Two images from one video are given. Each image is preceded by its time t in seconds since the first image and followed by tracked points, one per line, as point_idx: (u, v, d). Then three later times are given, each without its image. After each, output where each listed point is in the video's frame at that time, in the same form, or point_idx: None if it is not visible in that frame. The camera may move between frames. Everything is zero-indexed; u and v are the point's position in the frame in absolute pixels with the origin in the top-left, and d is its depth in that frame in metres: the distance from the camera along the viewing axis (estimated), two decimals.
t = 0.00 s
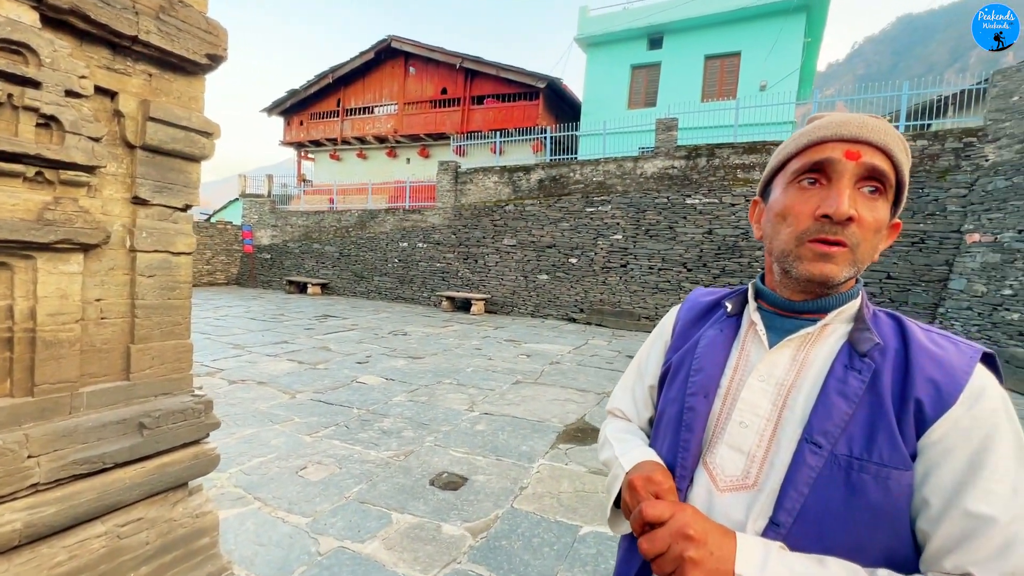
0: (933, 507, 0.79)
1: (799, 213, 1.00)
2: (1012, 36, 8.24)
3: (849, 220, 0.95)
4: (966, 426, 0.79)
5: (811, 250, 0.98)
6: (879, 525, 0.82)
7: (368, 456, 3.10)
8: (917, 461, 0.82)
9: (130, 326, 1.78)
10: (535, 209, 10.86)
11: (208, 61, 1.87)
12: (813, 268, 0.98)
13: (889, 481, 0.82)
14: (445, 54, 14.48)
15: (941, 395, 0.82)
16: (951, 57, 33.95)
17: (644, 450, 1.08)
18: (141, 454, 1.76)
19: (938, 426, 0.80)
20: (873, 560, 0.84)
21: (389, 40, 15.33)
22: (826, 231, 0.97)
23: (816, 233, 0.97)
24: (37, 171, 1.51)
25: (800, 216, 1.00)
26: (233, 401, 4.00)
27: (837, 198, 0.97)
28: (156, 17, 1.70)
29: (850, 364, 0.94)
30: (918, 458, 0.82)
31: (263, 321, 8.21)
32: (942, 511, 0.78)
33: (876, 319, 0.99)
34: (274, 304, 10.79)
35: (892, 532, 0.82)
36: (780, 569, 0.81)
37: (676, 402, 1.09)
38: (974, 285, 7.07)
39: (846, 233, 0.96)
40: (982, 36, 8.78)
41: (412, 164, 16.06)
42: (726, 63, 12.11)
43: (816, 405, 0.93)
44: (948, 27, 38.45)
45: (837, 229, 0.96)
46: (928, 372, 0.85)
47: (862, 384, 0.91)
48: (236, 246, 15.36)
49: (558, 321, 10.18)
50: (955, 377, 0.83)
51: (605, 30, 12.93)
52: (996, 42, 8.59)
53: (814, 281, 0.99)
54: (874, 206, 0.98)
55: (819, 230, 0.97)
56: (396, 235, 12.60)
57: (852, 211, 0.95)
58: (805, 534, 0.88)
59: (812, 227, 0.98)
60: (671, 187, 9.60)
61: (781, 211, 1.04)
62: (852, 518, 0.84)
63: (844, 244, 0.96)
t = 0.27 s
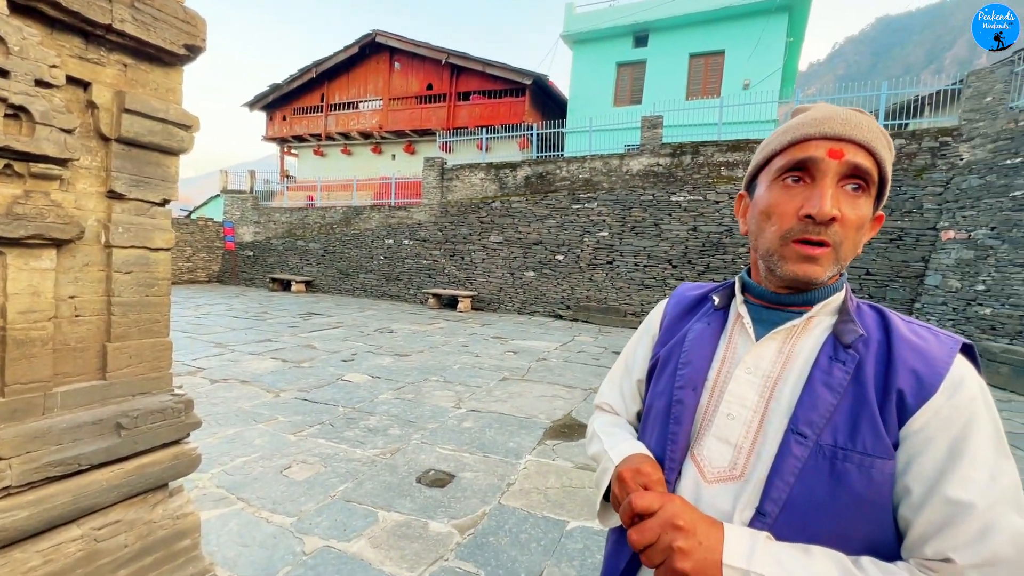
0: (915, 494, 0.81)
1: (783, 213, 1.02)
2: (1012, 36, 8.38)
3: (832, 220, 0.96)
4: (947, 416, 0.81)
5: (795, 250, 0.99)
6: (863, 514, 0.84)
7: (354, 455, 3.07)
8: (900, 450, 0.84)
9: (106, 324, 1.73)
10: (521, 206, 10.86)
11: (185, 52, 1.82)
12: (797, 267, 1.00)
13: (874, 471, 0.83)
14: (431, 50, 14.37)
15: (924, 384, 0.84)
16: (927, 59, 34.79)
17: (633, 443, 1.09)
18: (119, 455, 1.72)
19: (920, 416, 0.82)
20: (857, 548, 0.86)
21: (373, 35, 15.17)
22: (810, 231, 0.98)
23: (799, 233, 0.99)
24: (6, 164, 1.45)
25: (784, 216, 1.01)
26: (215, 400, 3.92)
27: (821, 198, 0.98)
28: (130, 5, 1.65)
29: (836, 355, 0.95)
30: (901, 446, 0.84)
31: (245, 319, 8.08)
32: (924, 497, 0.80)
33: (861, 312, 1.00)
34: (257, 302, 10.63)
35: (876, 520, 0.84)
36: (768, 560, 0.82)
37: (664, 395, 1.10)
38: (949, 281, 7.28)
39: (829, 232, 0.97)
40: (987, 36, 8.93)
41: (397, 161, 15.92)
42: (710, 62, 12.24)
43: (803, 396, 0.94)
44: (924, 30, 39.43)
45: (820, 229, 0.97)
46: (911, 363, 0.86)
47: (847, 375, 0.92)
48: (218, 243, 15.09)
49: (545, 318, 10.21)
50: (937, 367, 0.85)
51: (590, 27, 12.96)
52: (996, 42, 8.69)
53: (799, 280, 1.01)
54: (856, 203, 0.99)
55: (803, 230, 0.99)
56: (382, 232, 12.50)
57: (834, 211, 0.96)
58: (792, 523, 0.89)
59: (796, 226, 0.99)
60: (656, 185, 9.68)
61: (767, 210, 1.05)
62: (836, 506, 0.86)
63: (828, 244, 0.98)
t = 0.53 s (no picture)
0: (884, 487, 0.83)
1: (763, 211, 1.03)
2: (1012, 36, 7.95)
3: (809, 219, 0.98)
4: (917, 412, 0.83)
5: (773, 248, 1.01)
6: (836, 507, 0.86)
7: (336, 456, 3.03)
8: (873, 445, 0.85)
9: (76, 325, 1.68)
10: (505, 205, 10.86)
11: (159, 45, 1.78)
12: (775, 266, 1.02)
13: (847, 465, 0.85)
14: (414, 47, 14.28)
15: (895, 382, 0.86)
16: (900, 63, 35.79)
17: (604, 444, 1.10)
18: (91, 460, 1.67)
19: (891, 412, 0.84)
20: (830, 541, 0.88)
21: (355, 32, 15.01)
22: (787, 229, 1.00)
23: (777, 231, 1.01)
24: None
25: (763, 214, 1.03)
26: (193, 403, 3.84)
27: (798, 196, 1.00)
28: None
29: (812, 353, 0.97)
30: (874, 441, 0.86)
31: (224, 319, 7.92)
32: (893, 490, 0.82)
33: (837, 310, 1.02)
34: (236, 302, 10.43)
35: (847, 512, 0.86)
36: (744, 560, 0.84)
37: (643, 394, 1.11)
38: (921, 280, 7.51)
39: (806, 231, 0.99)
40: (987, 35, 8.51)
41: (380, 159, 15.77)
42: (692, 63, 12.39)
43: (780, 393, 0.96)
44: (897, 35, 40.52)
45: (797, 227, 0.99)
46: (883, 361, 0.88)
47: (822, 372, 0.94)
48: (195, 242, 14.77)
49: (529, 317, 10.23)
50: (907, 364, 0.87)
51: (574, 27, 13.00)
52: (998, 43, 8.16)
53: (775, 277, 1.03)
54: (832, 202, 1.01)
55: (781, 228, 1.00)
56: (365, 231, 12.37)
57: (811, 210, 0.98)
58: (768, 518, 0.91)
59: (774, 225, 1.01)
60: (639, 184, 9.77)
61: (747, 208, 1.07)
62: (811, 501, 0.87)
63: (804, 243, 1.00)
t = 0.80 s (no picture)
0: (870, 483, 0.85)
1: (743, 206, 1.04)
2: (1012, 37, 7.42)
3: (788, 214, 0.99)
4: (898, 411, 0.85)
5: (753, 241, 1.02)
6: (819, 500, 0.86)
7: (310, 459, 2.97)
8: (855, 442, 0.86)
9: (30, 327, 1.59)
10: (483, 204, 10.84)
11: (120, 35, 1.69)
12: (754, 257, 1.02)
13: (832, 461, 0.86)
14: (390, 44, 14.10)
15: (876, 379, 0.87)
16: (863, 69, 37.15)
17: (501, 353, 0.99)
18: (48, 468, 1.58)
19: (874, 410, 0.85)
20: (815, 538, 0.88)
21: (329, 26, 14.72)
22: (767, 224, 1.01)
23: (757, 226, 1.01)
24: None
25: (744, 209, 1.03)
26: (159, 407, 3.70)
27: (777, 192, 1.01)
28: None
29: (794, 349, 0.96)
30: (855, 438, 0.87)
31: (192, 320, 7.67)
32: (881, 488, 0.83)
33: (816, 308, 1.03)
34: (205, 303, 10.11)
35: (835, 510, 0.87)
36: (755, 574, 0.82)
37: (627, 387, 1.05)
38: (885, 277, 7.81)
39: (786, 226, 1.00)
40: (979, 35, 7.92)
41: (356, 156, 15.52)
42: (667, 65, 12.57)
43: (765, 389, 0.94)
44: (861, 41, 42.02)
45: (777, 222, 1.00)
46: (863, 359, 0.89)
47: (806, 368, 0.93)
48: (162, 241, 14.27)
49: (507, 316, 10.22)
50: (886, 363, 0.89)
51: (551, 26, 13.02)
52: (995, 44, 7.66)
53: (756, 270, 1.03)
54: (812, 198, 1.02)
55: (762, 223, 1.01)
56: (340, 230, 12.16)
57: (789, 205, 1.00)
58: (757, 516, 0.89)
59: (755, 219, 1.02)
60: (616, 184, 9.87)
61: (728, 205, 1.07)
62: (795, 495, 0.87)
63: (784, 237, 1.00)
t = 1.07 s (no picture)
0: (854, 478, 0.87)
1: (724, 205, 1.02)
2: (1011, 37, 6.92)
3: (767, 210, 0.99)
4: (878, 408, 0.88)
5: (735, 237, 1.00)
6: (812, 499, 0.87)
7: (292, 461, 2.93)
8: (840, 439, 0.88)
9: None
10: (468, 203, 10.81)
11: (93, 29, 1.65)
12: (737, 254, 1.00)
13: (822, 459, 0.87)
14: (373, 41, 13.98)
15: (858, 377, 0.90)
16: (840, 71, 38.02)
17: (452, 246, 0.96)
18: (19, 473, 1.54)
19: (858, 408, 0.88)
20: (809, 536, 0.89)
21: (311, 22, 14.54)
22: (748, 219, 0.99)
23: (738, 222, 1.00)
24: None
25: (725, 207, 1.02)
26: (136, 410, 3.62)
27: (756, 188, 1.00)
28: None
29: (785, 350, 0.95)
30: (839, 437, 0.89)
31: (171, 321, 7.52)
32: (864, 482, 0.86)
33: (797, 310, 1.04)
34: (184, 303, 9.90)
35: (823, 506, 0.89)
36: None
37: (620, 388, 0.99)
38: (861, 275, 8.00)
39: (766, 221, 0.99)
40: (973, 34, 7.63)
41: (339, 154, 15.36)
42: (650, 65, 12.69)
43: (760, 390, 0.93)
44: (838, 44, 42.97)
45: (758, 217, 0.99)
46: (846, 359, 0.92)
47: (798, 369, 0.93)
48: (139, 240, 13.94)
49: (492, 315, 10.23)
50: (864, 363, 0.92)
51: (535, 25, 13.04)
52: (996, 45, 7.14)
53: (740, 267, 1.01)
54: (789, 195, 1.02)
55: (743, 218, 1.00)
56: (323, 229, 12.03)
57: (769, 201, 0.99)
58: (758, 519, 0.87)
59: (736, 216, 1.00)
60: (601, 183, 9.94)
61: (708, 203, 1.06)
62: (790, 495, 0.87)
63: (765, 232, 0.99)
